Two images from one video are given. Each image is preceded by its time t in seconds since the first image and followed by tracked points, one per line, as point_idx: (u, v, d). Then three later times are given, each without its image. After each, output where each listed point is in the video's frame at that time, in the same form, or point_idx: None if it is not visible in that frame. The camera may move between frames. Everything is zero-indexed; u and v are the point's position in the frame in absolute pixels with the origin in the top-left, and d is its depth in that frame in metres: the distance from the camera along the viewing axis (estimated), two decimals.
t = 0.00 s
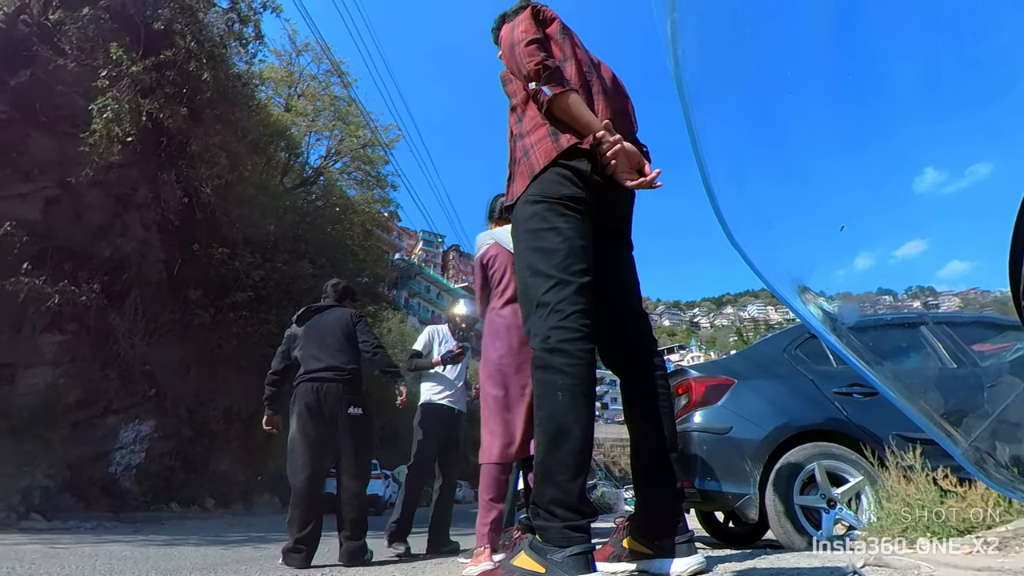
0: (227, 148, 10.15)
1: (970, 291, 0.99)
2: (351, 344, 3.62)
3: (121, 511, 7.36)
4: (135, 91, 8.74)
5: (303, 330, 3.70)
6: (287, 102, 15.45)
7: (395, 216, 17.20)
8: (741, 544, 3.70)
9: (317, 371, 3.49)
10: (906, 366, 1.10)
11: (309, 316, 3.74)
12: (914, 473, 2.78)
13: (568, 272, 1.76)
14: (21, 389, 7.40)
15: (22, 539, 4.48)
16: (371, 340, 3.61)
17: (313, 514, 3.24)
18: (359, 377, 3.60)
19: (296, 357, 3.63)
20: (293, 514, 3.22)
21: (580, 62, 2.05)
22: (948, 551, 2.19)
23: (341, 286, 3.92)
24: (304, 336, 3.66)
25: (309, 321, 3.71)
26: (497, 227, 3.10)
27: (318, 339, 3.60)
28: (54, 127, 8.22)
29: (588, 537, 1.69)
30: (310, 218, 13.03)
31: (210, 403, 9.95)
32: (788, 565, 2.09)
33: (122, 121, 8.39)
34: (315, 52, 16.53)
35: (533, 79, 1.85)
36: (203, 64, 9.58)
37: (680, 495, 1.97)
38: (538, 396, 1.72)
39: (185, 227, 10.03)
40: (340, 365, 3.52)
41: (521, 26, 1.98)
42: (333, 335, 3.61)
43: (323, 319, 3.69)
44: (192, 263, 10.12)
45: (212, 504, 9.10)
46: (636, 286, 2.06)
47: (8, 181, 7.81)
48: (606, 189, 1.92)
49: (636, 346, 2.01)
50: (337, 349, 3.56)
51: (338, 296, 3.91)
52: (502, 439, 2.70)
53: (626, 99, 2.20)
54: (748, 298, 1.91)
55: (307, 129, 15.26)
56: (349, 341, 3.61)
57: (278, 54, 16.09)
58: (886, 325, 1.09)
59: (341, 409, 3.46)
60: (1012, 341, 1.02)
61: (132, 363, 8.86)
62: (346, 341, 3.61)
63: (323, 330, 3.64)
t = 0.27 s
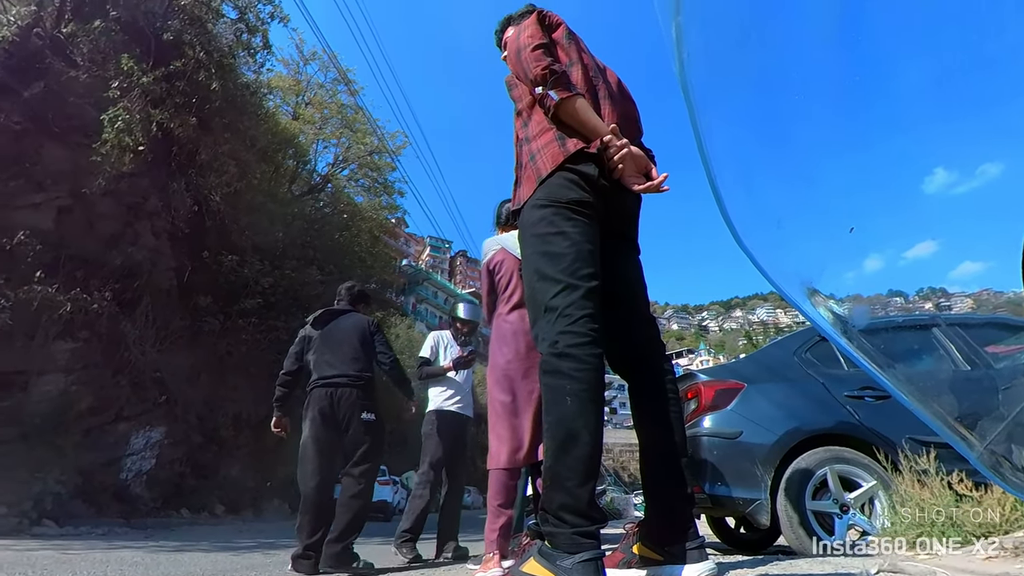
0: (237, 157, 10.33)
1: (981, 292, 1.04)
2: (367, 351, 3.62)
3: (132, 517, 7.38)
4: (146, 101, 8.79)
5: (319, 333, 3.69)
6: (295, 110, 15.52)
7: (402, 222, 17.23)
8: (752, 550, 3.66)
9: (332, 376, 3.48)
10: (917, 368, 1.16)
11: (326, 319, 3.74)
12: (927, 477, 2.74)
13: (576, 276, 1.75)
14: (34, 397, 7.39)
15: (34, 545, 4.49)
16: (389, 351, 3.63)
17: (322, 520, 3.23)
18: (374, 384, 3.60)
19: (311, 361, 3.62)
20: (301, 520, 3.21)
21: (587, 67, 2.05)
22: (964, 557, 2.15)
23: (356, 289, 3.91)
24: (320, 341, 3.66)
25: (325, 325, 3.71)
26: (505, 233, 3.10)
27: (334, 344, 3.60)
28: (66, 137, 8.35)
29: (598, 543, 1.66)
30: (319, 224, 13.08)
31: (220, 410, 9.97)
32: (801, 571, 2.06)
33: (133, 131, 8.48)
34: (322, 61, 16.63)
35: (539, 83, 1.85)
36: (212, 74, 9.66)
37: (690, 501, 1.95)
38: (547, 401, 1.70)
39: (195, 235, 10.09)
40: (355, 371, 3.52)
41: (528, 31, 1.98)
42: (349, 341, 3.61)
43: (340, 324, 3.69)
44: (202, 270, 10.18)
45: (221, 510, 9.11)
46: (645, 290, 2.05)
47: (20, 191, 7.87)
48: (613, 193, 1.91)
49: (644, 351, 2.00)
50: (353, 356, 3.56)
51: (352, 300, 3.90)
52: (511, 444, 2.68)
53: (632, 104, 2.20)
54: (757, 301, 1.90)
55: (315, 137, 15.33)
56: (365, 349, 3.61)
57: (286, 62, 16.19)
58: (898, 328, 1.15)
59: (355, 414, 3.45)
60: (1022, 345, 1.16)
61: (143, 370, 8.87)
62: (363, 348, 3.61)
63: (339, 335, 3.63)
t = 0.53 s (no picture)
0: (246, 166, 10.26)
1: (995, 294, 1.02)
2: (387, 361, 3.60)
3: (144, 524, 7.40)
4: (158, 113, 8.88)
5: (341, 338, 3.68)
6: (304, 119, 15.59)
7: (410, 229, 17.26)
8: (766, 557, 3.62)
9: (351, 383, 3.47)
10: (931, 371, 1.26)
11: (349, 323, 3.73)
12: (944, 482, 2.69)
13: (584, 281, 1.74)
14: (48, 405, 7.43)
15: (47, 552, 4.49)
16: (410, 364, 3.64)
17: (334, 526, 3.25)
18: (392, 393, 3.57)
19: (329, 365, 3.61)
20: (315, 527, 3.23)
21: (593, 72, 2.04)
22: (984, 564, 2.11)
23: (380, 292, 3.90)
24: (341, 346, 3.64)
25: (347, 330, 3.70)
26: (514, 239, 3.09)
27: (355, 350, 3.59)
28: (80, 148, 8.44)
29: (609, 550, 1.64)
30: (328, 232, 13.12)
31: (231, 417, 9.99)
32: None
33: (145, 141, 8.53)
34: (330, 71, 16.72)
35: (545, 90, 1.84)
36: (223, 85, 9.69)
37: (702, 506, 1.92)
38: (556, 406, 1.69)
39: (205, 244, 10.16)
40: (374, 377, 3.50)
41: (533, 37, 1.97)
42: (369, 349, 3.59)
43: (362, 330, 3.68)
44: (213, 278, 10.25)
45: (232, 517, 9.12)
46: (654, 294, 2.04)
47: (35, 202, 7.95)
48: (621, 198, 1.90)
49: (652, 356, 1.98)
50: (372, 364, 3.54)
51: (374, 303, 3.89)
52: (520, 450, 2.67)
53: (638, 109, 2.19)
54: (768, 305, 1.88)
55: (324, 145, 15.38)
56: (385, 358, 3.60)
57: (294, 72, 16.28)
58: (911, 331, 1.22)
59: (371, 421, 3.40)
60: None
61: (155, 378, 8.91)
62: (384, 358, 3.60)
63: (361, 342, 3.63)
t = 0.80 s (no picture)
0: (256, 175, 10.46)
1: (1010, 294, 1.01)
2: (403, 368, 3.59)
3: (156, 531, 7.42)
4: (169, 124, 8.95)
5: (362, 343, 3.69)
6: (312, 128, 15.67)
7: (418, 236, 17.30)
8: (779, 564, 3.58)
9: (369, 390, 3.47)
10: (945, 373, 1.26)
11: (371, 328, 3.74)
12: (962, 487, 2.66)
13: (592, 286, 1.73)
14: (62, 412, 7.45)
15: (60, 559, 4.50)
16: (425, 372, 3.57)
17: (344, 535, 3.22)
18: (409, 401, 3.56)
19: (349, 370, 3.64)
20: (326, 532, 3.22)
21: (598, 78, 2.03)
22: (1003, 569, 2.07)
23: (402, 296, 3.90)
24: (361, 351, 3.66)
25: (368, 335, 3.71)
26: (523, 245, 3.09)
27: (374, 356, 3.60)
28: (93, 160, 8.51)
29: (620, 557, 1.62)
30: (337, 240, 13.17)
31: (242, 424, 10.01)
32: None
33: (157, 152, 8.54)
34: (338, 80, 16.82)
35: (551, 96, 1.84)
36: (232, 96, 9.79)
37: (714, 512, 1.89)
38: (566, 412, 1.67)
39: (216, 253, 10.22)
40: (391, 384, 3.50)
41: (538, 44, 1.97)
42: (387, 355, 3.59)
43: (381, 335, 3.69)
44: (223, 286, 10.31)
45: (243, 524, 9.13)
46: (662, 298, 2.02)
47: (49, 213, 8.03)
48: (629, 203, 1.89)
49: (661, 362, 1.96)
50: (389, 370, 3.54)
51: (394, 308, 3.89)
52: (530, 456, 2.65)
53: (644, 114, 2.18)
54: (777, 308, 1.86)
55: (332, 154, 15.45)
56: (402, 365, 3.59)
57: (302, 82, 16.39)
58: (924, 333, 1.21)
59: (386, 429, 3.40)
60: None
61: (167, 386, 8.94)
62: (400, 365, 3.59)
63: (380, 348, 3.62)
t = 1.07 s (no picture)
0: (265, 184, 10.33)
1: None
2: (412, 371, 3.57)
3: (168, 539, 7.44)
4: (180, 134, 9.01)
5: (376, 348, 3.73)
6: (320, 137, 15.74)
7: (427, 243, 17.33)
8: (793, 569, 3.55)
9: (377, 393, 3.49)
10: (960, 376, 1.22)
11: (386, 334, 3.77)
12: (979, 491, 2.62)
13: (601, 291, 1.72)
14: (76, 420, 7.50)
15: (74, 566, 4.51)
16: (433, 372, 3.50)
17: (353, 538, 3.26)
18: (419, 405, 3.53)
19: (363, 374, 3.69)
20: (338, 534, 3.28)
21: (606, 82, 2.03)
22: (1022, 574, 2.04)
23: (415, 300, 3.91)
24: (375, 355, 3.69)
25: (382, 341, 3.74)
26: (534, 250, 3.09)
27: (385, 361, 3.62)
28: (106, 171, 8.59)
29: (632, 564, 1.60)
30: (345, 248, 13.21)
31: (253, 431, 10.04)
32: None
33: (167, 162, 8.55)
34: (346, 89, 16.90)
35: (558, 103, 1.83)
36: (242, 106, 9.84)
37: (727, 518, 1.87)
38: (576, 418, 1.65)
39: (226, 261, 10.27)
40: (399, 387, 3.49)
41: (544, 51, 1.97)
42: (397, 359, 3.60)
43: (393, 339, 3.71)
44: (233, 294, 10.38)
45: (253, 531, 9.14)
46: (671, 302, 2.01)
47: (62, 223, 8.12)
48: (637, 207, 1.88)
49: (671, 367, 1.95)
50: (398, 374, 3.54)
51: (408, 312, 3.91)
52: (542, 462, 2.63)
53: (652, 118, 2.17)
54: (789, 311, 1.85)
55: (341, 162, 15.51)
56: (412, 368, 3.57)
57: (310, 92, 16.48)
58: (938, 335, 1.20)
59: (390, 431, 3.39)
60: None
61: (178, 394, 8.97)
62: (411, 369, 3.57)
63: (391, 353, 3.64)
